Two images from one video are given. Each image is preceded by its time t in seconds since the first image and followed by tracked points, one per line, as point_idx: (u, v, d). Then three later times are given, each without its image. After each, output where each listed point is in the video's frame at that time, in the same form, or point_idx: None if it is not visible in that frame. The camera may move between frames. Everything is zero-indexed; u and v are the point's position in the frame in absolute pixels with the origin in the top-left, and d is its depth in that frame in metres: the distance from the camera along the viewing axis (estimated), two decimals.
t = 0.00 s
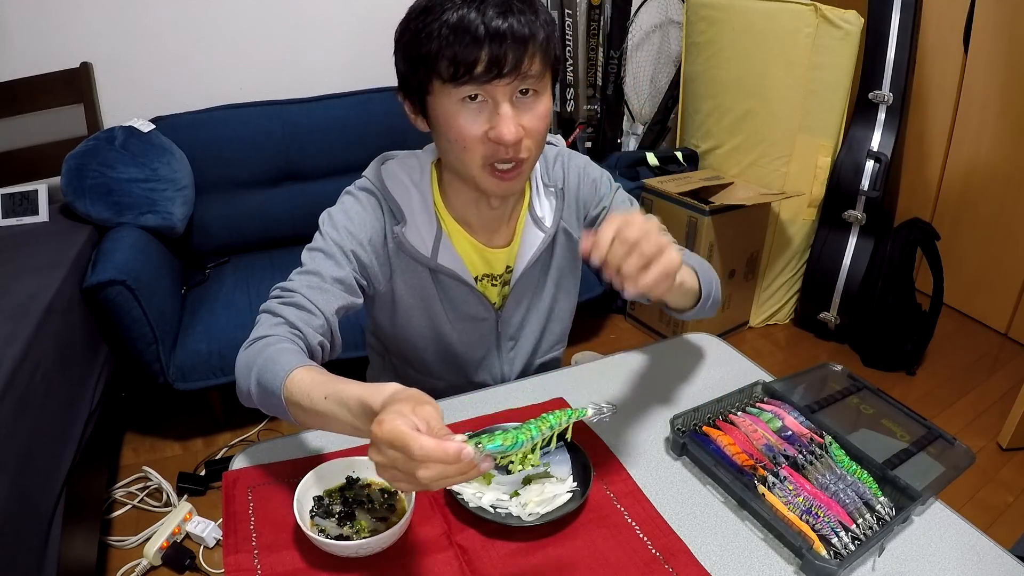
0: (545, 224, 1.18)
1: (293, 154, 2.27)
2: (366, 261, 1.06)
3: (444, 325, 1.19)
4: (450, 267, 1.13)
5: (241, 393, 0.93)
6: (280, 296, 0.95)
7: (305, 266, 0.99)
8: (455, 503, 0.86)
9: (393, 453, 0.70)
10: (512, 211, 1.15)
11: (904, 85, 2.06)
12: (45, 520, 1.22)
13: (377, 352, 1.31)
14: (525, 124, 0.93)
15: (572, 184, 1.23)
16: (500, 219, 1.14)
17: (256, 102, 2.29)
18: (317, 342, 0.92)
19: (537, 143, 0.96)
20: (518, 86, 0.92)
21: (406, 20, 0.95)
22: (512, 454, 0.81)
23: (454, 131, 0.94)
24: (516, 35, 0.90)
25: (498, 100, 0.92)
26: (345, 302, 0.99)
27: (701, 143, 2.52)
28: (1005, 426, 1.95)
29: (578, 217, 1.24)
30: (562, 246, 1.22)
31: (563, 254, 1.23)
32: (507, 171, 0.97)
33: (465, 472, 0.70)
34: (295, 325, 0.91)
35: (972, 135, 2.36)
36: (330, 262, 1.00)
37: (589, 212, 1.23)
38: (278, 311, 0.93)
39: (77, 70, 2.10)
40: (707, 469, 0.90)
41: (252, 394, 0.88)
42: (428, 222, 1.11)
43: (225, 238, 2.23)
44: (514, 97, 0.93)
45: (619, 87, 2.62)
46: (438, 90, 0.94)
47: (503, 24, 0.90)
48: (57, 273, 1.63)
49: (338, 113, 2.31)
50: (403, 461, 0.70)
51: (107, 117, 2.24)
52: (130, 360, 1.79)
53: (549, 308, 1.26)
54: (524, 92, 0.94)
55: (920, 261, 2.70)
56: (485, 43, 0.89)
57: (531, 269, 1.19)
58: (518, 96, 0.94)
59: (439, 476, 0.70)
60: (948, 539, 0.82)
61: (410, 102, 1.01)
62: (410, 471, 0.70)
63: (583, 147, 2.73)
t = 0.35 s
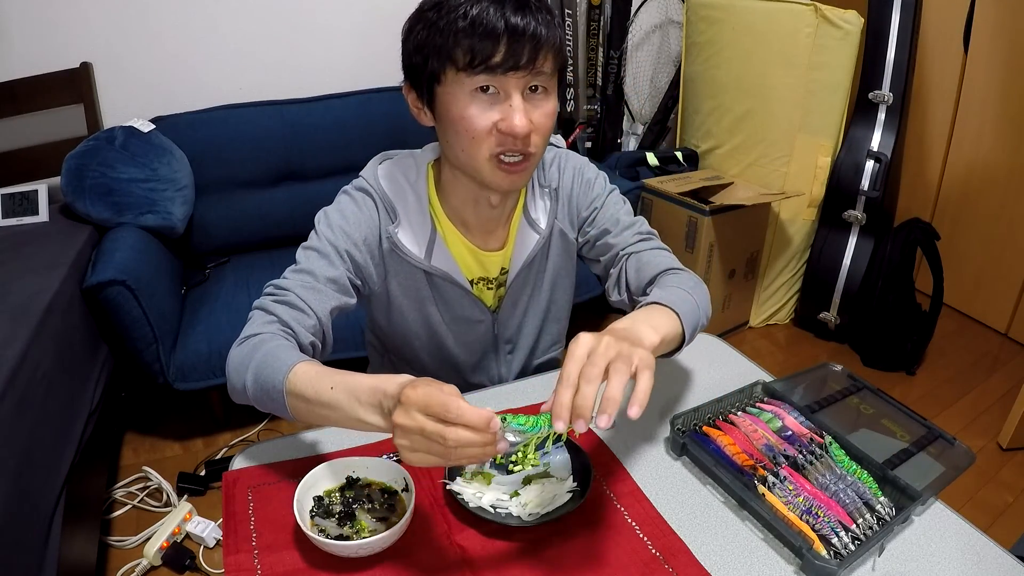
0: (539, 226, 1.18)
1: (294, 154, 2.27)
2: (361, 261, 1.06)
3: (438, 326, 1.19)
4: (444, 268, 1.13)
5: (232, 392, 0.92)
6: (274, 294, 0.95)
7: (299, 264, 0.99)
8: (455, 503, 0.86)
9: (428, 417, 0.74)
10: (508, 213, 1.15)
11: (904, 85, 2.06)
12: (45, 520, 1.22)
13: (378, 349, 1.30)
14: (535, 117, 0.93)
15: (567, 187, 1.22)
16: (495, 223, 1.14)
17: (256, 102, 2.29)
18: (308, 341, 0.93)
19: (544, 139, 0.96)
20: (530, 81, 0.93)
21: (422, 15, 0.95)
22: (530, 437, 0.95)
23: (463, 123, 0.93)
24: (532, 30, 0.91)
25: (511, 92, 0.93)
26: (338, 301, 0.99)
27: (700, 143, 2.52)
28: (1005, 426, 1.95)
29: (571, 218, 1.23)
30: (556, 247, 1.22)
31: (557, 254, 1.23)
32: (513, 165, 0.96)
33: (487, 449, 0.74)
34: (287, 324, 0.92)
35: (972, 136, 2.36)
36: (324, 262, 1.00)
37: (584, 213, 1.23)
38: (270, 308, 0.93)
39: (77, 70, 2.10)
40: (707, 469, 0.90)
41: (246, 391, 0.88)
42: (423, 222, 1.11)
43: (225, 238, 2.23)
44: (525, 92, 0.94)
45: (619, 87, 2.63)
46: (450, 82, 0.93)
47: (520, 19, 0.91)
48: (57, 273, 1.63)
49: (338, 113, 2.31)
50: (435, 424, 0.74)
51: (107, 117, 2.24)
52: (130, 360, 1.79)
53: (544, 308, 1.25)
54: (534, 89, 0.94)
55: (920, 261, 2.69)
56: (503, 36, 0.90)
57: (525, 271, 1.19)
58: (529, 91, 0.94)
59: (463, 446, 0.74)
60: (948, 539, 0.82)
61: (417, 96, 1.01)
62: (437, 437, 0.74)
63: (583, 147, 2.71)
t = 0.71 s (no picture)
0: (537, 226, 1.18)
1: (294, 154, 2.27)
2: (359, 264, 1.06)
3: (437, 327, 1.19)
4: (441, 270, 1.13)
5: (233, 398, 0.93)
6: (272, 299, 0.95)
7: (298, 268, 0.99)
8: (455, 503, 0.86)
9: (431, 417, 0.74)
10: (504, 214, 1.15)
11: (904, 85, 2.06)
12: (45, 520, 1.22)
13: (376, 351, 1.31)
14: (534, 122, 0.94)
15: (564, 186, 1.22)
16: (491, 224, 1.14)
17: (256, 102, 2.29)
18: (308, 345, 0.93)
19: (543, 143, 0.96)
20: (528, 85, 0.93)
21: (418, 17, 0.94)
22: (535, 445, 0.91)
23: (462, 129, 0.94)
24: (529, 34, 0.91)
25: (509, 97, 0.93)
26: (337, 305, 0.99)
27: (700, 143, 2.52)
28: (1005, 426, 1.95)
29: (568, 218, 1.23)
30: (554, 247, 1.22)
31: (556, 254, 1.22)
32: (514, 169, 0.97)
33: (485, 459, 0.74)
34: (287, 328, 0.92)
35: (972, 135, 2.36)
36: (322, 265, 1.00)
37: (581, 213, 1.23)
38: (270, 313, 0.93)
39: (77, 70, 2.10)
40: (707, 469, 0.90)
41: (245, 396, 0.88)
42: (420, 223, 1.12)
43: (225, 238, 2.23)
44: (524, 97, 0.94)
45: (619, 87, 2.63)
46: (447, 87, 0.93)
47: (517, 23, 0.91)
48: (57, 273, 1.63)
49: (338, 113, 2.31)
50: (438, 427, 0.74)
51: (107, 117, 2.24)
52: (130, 360, 1.79)
53: (543, 308, 1.25)
54: (533, 92, 0.94)
55: (920, 261, 2.69)
56: (501, 41, 0.90)
57: (523, 271, 1.19)
58: (527, 96, 0.94)
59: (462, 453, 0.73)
60: (948, 538, 0.82)
61: (414, 102, 1.01)
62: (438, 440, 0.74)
63: (583, 147, 2.72)
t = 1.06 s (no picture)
0: (537, 222, 1.17)
1: (293, 154, 2.27)
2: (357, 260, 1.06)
3: (436, 322, 1.19)
4: (439, 265, 1.13)
5: (230, 394, 0.92)
6: (270, 294, 0.95)
7: (295, 264, 0.99)
8: (455, 503, 0.86)
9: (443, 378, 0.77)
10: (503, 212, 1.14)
11: (904, 85, 2.06)
12: (46, 520, 1.22)
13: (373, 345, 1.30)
14: (545, 125, 0.94)
15: (564, 183, 1.22)
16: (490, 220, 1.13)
17: (256, 102, 2.29)
18: (305, 339, 0.93)
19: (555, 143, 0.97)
20: (535, 90, 0.92)
21: (410, 32, 0.91)
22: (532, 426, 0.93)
23: (478, 144, 0.93)
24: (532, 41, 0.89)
25: (521, 106, 0.92)
26: (335, 300, 0.99)
27: (700, 143, 2.52)
28: (1005, 426, 1.95)
29: (568, 215, 1.23)
30: (552, 244, 1.22)
31: (555, 250, 1.22)
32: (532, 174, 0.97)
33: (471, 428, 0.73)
34: (283, 323, 0.92)
35: (972, 135, 2.36)
36: (319, 261, 1.00)
37: (581, 210, 1.23)
38: (267, 308, 0.93)
39: (77, 70, 2.10)
40: (707, 469, 0.90)
41: (241, 388, 0.88)
42: (418, 220, 1.11)
43: (225, 238, 2.23)
44: (532, 102, 0.93)
45: (619, 87, 2.63)
46: (457, 103, 0.92)
47: (519, 29, 0.89)
48: (57, 273, 1.63)
49: (338, 113, 2.31)
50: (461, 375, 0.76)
51: (107, 117, 2.24)
52: (130, 360, 1.79)
53: (542, 304, 1.25)
54: (539, 96, 0.94)
55: (920, 261, 2.70)
56: (509, 52, 0.88)
57: (522, 266, 1.19)
58: (534, 100, 0.94)
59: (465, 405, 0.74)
60: (948, 538, 0.82)
61: (416, 116, 0.99)
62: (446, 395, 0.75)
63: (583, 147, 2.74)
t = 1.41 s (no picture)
0: (538, 218, 1.16)
1: (293, 154, 2.27)
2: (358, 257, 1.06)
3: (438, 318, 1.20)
4: (441, 261, 1.13)
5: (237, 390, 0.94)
6: (272, 292, 0.95)
7: (297, 263, 1.00)
8: (455, 503, 0.86)
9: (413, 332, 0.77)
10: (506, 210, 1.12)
11: (904, 85, 2.06)
12: (45, 520, 1.22)
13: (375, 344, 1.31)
14: (546, 141, 0.92)
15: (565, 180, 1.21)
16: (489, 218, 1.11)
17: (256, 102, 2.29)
18: (306, 334, 0.92)
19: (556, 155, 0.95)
20: (533, 109, 0.89)
21: (401, 62, 0.87)
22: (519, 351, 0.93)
23: (479, 169, 0.92)
24: (527, 62, 0.85)
25: (520, 129, 0.89)
26: (336, 296, 0.99)
27: (700, 143, 2.52)
28: (1006, 426, 1.95)
29: (570, 212, 1.23)
30: (554, 240, 1.21)
31: (557, 246, 1.22)
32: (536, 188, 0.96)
33: (450, 373, 0.73)
34: (283, 319, 0.91)
35: (972, 135, 2.36)
36: (320, 258, 1.00)
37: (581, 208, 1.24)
38: (268, 305, 0.93)
39: (77, 70, 2.10)
40: (707, 469, 0.90)
41: (245, 384, 0.89)
42: (420, 217, 1.10)
43: (225, 238, 2.23)
44: (532, 122, 0.90)
45: (619, 87, 2.62)
46: (455, 132, 0.89)
47: (517, 51, 0.85)
48: (57, 273, 1.63)
49: (338, 113, 2.31)
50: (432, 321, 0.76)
51: (107, 117, 2.24)
52: (130, 360, 1.79)
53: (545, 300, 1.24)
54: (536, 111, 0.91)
55: (920, 261, 2.70)
56: (505, 82, 0.84)
57: (524, 262, 1.18)
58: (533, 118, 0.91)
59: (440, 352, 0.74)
60: (949, 539, 0.82)
61: (415, 142, 0.96)
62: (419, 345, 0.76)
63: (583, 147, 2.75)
